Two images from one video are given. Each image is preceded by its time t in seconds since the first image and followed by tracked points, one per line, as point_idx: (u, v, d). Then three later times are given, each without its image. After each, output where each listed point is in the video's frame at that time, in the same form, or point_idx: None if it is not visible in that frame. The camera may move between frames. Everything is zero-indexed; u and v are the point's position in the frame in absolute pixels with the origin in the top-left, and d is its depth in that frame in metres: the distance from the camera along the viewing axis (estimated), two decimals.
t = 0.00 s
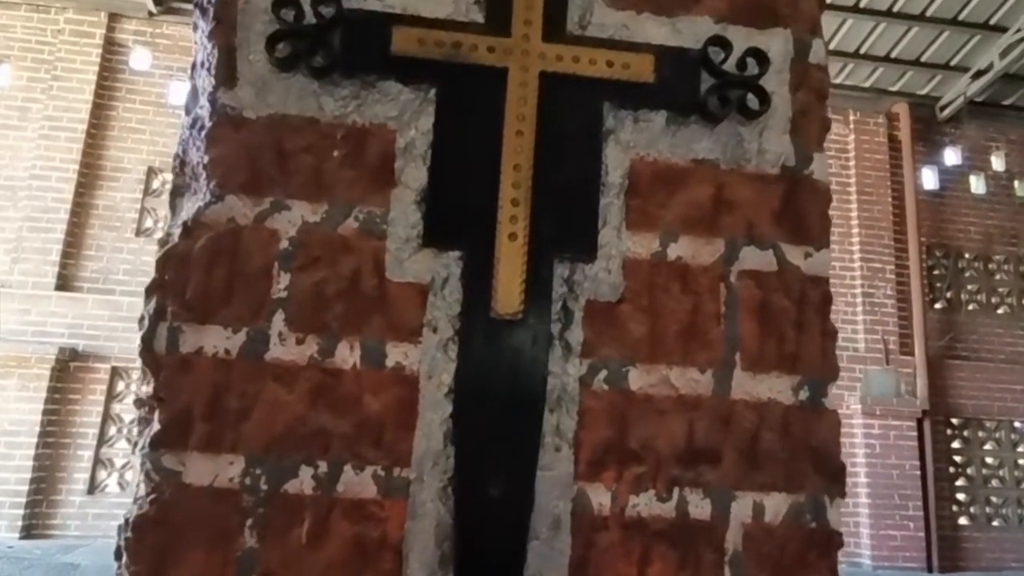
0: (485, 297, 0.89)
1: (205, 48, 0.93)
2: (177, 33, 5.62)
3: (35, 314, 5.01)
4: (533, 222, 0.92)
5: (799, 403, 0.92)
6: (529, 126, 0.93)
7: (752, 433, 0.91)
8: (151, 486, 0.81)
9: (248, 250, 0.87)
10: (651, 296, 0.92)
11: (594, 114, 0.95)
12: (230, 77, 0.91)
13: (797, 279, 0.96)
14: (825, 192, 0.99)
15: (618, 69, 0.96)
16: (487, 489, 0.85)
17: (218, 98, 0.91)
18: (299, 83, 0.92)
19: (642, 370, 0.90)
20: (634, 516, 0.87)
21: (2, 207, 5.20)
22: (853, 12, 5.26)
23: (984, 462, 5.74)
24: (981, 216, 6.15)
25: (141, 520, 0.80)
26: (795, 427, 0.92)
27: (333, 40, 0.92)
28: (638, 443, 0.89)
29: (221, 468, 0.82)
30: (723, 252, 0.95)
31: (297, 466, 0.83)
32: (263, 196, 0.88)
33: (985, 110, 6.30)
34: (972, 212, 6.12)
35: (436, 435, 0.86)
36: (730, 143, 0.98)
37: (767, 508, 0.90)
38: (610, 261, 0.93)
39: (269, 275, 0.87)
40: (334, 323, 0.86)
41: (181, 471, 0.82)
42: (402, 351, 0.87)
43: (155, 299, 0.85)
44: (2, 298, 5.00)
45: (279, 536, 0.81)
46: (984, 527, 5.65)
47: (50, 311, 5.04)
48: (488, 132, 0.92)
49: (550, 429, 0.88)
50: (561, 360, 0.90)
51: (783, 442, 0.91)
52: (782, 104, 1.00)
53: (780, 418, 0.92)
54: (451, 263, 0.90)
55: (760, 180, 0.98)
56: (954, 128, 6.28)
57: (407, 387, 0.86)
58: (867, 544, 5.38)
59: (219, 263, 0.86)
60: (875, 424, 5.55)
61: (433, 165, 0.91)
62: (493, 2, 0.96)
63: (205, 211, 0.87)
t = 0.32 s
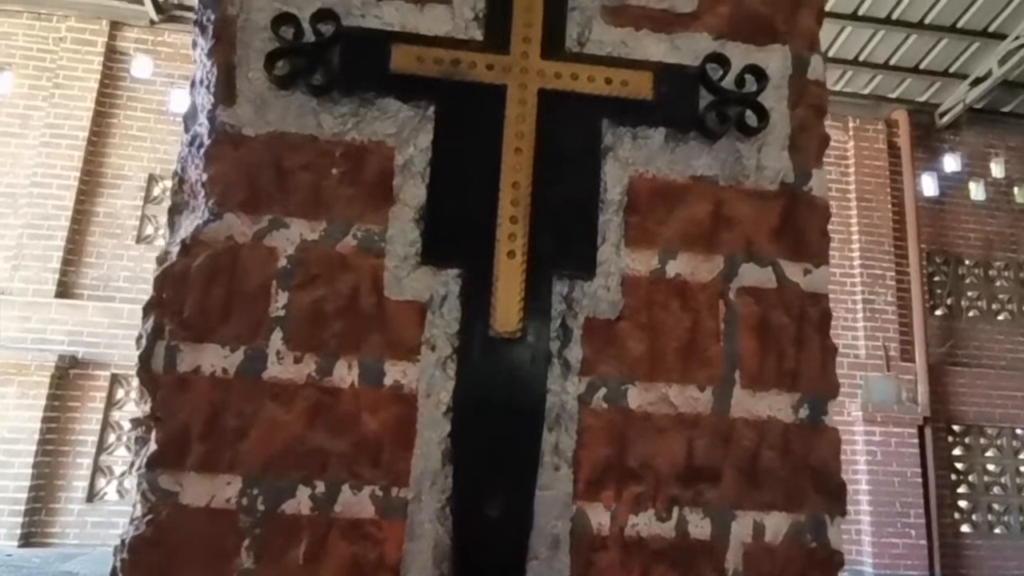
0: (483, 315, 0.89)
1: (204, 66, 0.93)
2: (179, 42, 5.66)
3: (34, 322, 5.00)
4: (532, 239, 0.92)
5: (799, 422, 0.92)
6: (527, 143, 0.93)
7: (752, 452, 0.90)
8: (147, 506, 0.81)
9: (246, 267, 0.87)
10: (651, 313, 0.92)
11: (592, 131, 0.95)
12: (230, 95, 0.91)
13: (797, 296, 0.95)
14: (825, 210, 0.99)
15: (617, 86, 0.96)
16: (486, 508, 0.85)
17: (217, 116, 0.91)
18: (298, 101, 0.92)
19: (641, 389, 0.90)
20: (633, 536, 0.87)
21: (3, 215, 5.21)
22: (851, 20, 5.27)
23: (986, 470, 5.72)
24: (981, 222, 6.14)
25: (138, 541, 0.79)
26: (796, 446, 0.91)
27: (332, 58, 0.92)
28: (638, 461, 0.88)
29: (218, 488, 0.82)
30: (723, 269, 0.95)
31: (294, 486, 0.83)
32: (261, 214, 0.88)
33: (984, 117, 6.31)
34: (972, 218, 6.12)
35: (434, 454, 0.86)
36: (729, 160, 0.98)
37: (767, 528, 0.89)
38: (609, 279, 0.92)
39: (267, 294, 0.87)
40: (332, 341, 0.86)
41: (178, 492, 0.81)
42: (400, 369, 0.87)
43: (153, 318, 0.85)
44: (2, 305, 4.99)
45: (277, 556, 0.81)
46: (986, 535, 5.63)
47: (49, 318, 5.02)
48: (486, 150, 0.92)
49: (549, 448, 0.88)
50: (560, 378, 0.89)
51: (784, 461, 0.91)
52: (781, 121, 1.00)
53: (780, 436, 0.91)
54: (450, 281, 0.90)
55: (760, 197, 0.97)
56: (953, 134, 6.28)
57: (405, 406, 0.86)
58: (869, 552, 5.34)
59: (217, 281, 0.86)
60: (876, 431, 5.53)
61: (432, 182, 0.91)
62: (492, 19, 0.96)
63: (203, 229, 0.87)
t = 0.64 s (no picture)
0: (480, 330, 0.89)
1: (203, 79, 0.93)
2: (179, 49, 5.58)
3: (31, 327, 4.94)
4: (529, 254, 0.91)
5: (797, 438, 0.92)
6: (525, 158, 0.93)
7: (750, 468, 0.90)
8: (142, 522, 0.80)
9: (244, 282, 0.87)
10: (649, 329, 0.92)
11: (590, 146, 0.95)
12: (228, 108, 0.91)
13: (795, 312, 0.95)
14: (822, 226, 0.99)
15: (614, 101, 0.96)
16: (482, 525, 0.84)
17: (215, 130, 0.91)
18: (297, 115, 0.92)
19: (639, 404, 0.90)
20: (630, 553, 0.87)
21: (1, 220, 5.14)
22: (849, 28, 5.28)
23: (984, 478, 5.72)
24: (979, 230, 6.16)
25: (132, 558, 0.79)
26: (794, 462, 0.91)
27: (331, 72, 0.92)
28: (635, 478, 0.88)
29: (214, 504, 0.81)
30: (720, 285, 0.95)
31: (290, 502, 0.82)
32: (259, 229, 0.88)
33: (982, 125, 6.33)
34: (969, 226, 6.13)
35: (431, 470, 0.85)
36: (726, 175, 0.98)
37: (765, 545, 0.89)
38: (606, 294, 0.92)
39: (264, 309, 0.86)
40: (329, 357, 0.86)
41: (172, 508, 0.81)
42: (397, 385, 0.86)
43: (150, 333, 0.84)
44: None
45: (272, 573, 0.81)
46: (984, 543, 5.62)
47: (47, 324, 4.97)
48: (484, 166, 0.93)
49: (546, 464, 0.87)
50: (557, 394, 0.89)
51: (782, 478, 0.90)
52: (779, 136, 1.00)
53: (778, 453, 0.91)
54: (447, 296, 0.90)
55: (757, 214, 0.97)
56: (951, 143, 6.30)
57: (403, 421, 0.86)
58: (867, 560, 5.31)
59: (215, 296, 0.86)
60: (875, 439, 5.50)
61: (430, 196, 0.91)
62: (492, 33, 0.96)
63: (201, 242, 0.87)
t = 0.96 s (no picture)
0: (478, 351, 0.88)
1: (202, 99, 0.93)
2: (179, 57, 5.59)
3: (30, 335, 4.93)
4: (527, 275, 0.91)
5: (796, 460, 0.91)
6: (524, 179, 0.93)
7: (749, 492, 0.90)
8: (136, 546, 0.80)
9: (240, 303, 0.86)
10: (646, 352, 0.91)
11: (588, 167, 0.95)
12: (227, 129, 0.91)
13: (794, 335, 0.95)
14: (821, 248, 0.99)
15: (613, 122, 0.97)
16: (479, 548, 0.84)
17: (214, 150, 0.91)
18: (296, 135, 0.92)
19: (637, 427, 0.89)
20: None
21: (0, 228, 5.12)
22: (847, 40, 5.30)
23: (984, 489, 5.70)
24: (977, 241, 6.16)
25: None
26: (793, 485, 0.91)
27: (330, 93, 0.92)
28: (633, 502, 0.87)
29: (209, 528, 0.81)
30: (719, 306, 0.94)
31: (286, 525, 0.82)
32: (256, 250, 0.88)
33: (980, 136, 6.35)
34: (968, 237, 6.14)
35: (428, 492, 0.85)
36: (725, 196, 0.98)
37: (764, 569, 0.89)
38: (605, 316, 0.92)
39: (261, 330, 0.86)
40: (327, 379, 0.85)
41: (167, 531, 0.81)
42: (394, 407, 0.86)
43: (147, 354, 0.84)
44: None
45: None
46: (985, 555, 5.58)
47: (45, 331, 4.95)
48: (482, 187, 0.93)
49: (544, 487, 0.87)
50: (555, 416, 0.89)
51: (780, 501, 0.90)
52: (777, 157, 1.00)
53: (777, 476, 0.90)
54: (445, 317, 0.90)
55: (756, 235, 0.97)
56: (949, 154, 6.31)
57: (400, 444, 0.85)
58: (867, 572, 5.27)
59: (212, 318, 0.86)
60: (874, 450, 5.47)
61: (428, 217, 0.91)
62: (491, 54, 0.96)
63: (198, 263, 0.87)
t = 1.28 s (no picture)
0: (477, 370, 0.88)
1: (202, 118, 0.94)
2: (180, 66, 5.60)
3: (30, 343, 4.91)
4: (527, 294, 0.91)
5: (796, 479, 0.91)
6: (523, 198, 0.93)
7: (748, 511, 0.89)
8: (134, 567, 0.80)
9: (239, 323, 0.86)
10: (646, 370, 0.91)
11: (587, 185, 0.96)
12: (227, 148, 0.92)
13: (794, 354, 0.95)
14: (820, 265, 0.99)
15: (612, 140, 0.97)
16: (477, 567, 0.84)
17: (213, 169, 0.91)
18: (296, 154, 0.92)
19: (637, 446, 0.89)
20: None
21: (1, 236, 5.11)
22: (845, 49, 5.31)
23: (986, 497, 5.67)
24: (977, 248, 6.16)
25: None
26: (793, 504, 0.90)
27: (330, 111, 0.92)
28: (633, 521, 0.87)
29: (206, 548, 0.81)
30: (719, 324, 0.94)
31: (284, 546, 0.81)
32: (255, 268, 0.88)
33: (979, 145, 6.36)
34: (967, 245, 6.14)
35: (427, 512, 0.85)
36: (724, 214, 0.98)
37: None
38: (604, 334, 0.92)
39: (259, 350, 0.86)
40: (326, 398, 0.85)
41: (164, 552, 0.80)
42: (393, 426, 0.86)
43: (145, 374, 0.84)
44: None
45: None
46: (987, 564, 5.55)
47: (45, 339, 4.94)
48: (481, 205, 0.93)
49: (544, 507, 0.87)
50: (555, 434, 0.88)
51: (781, 521, 0.90)
52: (776, 175, 1.01)
53: (777, 495, 0.90)
54: (445, 335, 0.90)
55: (755, 253, 0.97)
56: (949, 162, 6.32)
57: (399, 464, 0.85)
58: None
59: (210, 338, 0.86)
60: (875, 458, 5.45)
61: (428, 236, 0.91)
62: (490, 72, 0.97)
63: (196, 282, 0.87)
